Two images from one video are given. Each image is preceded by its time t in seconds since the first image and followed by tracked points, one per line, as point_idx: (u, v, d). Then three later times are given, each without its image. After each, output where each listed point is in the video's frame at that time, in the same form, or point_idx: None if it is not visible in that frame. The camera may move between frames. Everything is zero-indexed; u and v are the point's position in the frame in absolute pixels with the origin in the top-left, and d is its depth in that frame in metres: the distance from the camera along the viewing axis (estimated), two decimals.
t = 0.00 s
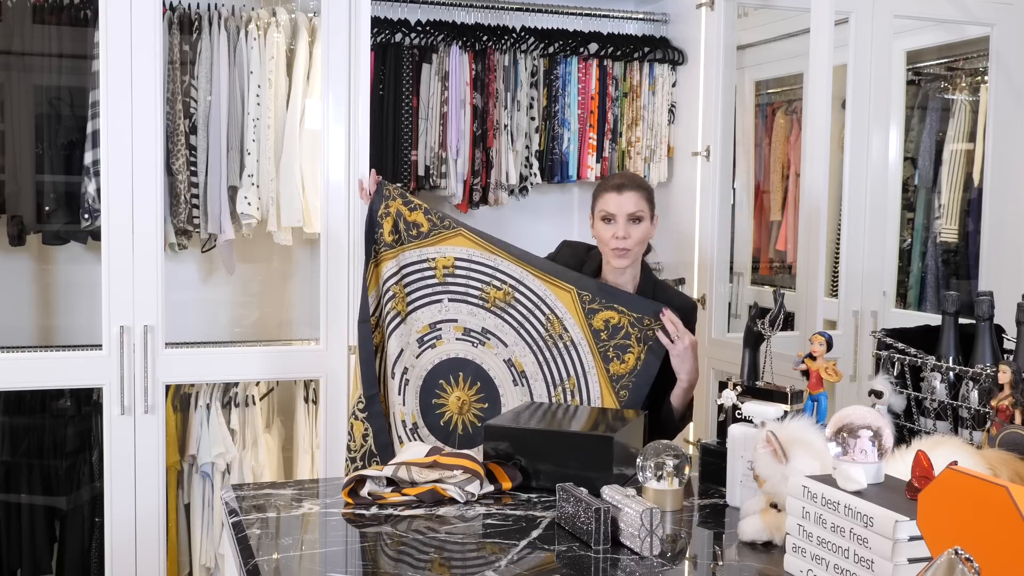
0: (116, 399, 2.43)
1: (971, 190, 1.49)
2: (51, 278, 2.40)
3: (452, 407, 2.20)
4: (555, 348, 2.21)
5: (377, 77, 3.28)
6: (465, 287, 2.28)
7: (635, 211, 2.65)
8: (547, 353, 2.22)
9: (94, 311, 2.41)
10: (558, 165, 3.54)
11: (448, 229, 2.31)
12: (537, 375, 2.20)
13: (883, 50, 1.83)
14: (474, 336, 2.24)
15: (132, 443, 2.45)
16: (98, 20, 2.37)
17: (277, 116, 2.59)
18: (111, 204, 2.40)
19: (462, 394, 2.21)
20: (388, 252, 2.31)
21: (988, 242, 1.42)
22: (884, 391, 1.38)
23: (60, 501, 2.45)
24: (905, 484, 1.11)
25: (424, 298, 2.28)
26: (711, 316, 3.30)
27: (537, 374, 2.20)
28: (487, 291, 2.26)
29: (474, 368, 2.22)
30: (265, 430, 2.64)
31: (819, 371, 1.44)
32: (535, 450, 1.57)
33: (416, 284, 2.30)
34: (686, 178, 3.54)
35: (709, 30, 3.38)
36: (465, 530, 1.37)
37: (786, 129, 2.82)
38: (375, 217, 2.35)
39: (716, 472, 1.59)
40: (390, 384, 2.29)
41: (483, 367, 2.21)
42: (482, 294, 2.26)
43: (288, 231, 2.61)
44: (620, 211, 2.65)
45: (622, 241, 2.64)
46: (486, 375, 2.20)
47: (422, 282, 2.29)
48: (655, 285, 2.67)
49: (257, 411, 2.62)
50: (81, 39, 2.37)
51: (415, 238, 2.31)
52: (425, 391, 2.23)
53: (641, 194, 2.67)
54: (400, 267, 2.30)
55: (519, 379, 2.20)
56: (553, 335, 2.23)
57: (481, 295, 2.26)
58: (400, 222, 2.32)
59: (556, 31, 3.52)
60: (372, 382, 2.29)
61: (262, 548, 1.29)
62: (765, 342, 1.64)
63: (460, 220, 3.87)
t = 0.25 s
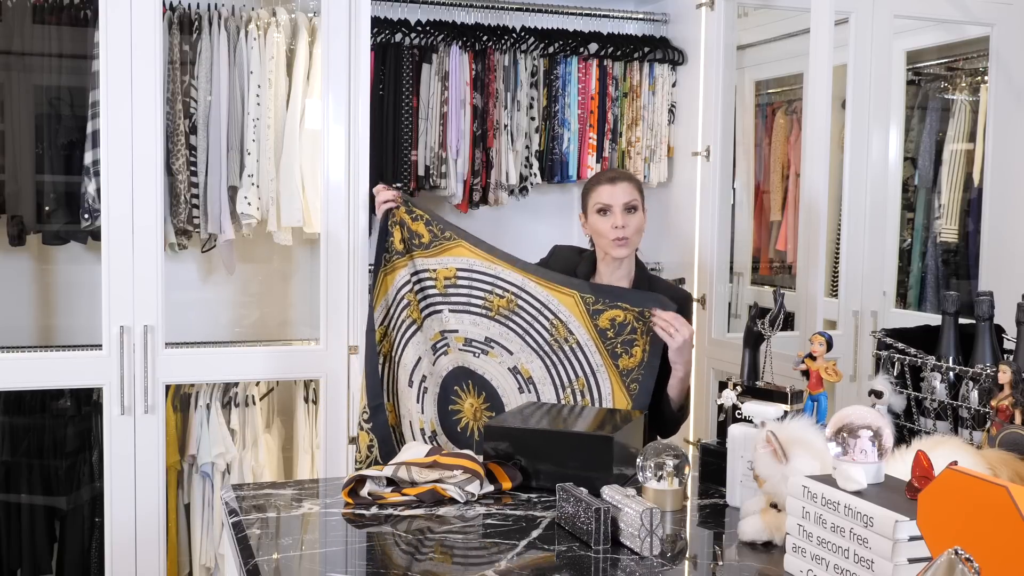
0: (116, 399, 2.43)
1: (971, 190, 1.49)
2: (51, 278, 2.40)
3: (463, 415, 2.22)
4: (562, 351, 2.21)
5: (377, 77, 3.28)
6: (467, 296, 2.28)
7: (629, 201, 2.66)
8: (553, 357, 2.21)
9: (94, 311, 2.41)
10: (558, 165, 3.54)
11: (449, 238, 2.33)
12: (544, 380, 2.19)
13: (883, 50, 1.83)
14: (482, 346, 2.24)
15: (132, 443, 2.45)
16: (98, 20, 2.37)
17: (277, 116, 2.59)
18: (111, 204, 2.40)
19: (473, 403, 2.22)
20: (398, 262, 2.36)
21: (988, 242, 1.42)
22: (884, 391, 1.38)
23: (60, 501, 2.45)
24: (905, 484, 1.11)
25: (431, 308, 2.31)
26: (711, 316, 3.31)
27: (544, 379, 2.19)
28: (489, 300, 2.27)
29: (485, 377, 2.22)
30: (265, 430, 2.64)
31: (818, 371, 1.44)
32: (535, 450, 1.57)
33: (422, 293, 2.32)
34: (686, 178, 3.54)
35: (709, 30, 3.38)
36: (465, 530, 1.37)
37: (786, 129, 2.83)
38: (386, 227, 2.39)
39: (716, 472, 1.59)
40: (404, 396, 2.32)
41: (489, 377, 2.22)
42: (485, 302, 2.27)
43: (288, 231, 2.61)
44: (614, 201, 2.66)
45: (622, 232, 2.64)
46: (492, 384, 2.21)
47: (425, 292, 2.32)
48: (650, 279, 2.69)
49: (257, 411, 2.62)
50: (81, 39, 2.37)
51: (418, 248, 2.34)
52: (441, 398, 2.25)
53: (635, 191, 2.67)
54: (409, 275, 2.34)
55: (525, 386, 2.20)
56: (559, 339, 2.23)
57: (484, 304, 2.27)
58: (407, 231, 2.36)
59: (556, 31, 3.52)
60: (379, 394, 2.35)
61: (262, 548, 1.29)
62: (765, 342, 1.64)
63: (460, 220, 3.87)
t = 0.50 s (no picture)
0: (116, 399, 2.43)
1: (971, 190, 1.49)
2: (50, 278, 2.40)
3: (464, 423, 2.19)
4: (552, 356, 2.26)
5: (377, 77, 3.28)
6: (472, 301, 2.32)
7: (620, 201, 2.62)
8: (545, 363, 2.26)
9: (94, 311, 2.41)
10: (558, 165, 3.54)
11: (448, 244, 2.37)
12: (540, 385, 2.23)
13: (883, 50, 1.83)
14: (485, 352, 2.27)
15: (132, 443, 2.45)
16: (98, 20, 2.37)
17: (277, 116, 2.59)
18: (111, 204, 2.40)
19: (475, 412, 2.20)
20: (397, 273, 2.38)
21: (988, 242, 1.42)
22: (884, 391, 1.38)
23: (60, 501, 2.44)
24: (905, 484, 1.11)
25: (435, 315, 2.32)
26: (711, 316, 3.31)
27: (540, 384, 2.24)
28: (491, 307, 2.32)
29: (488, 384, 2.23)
30: (265, 430, 2.64)
31: (818, 371, 1.44)
32: (535, 450, 1.57)
33: (424, 300, 2.34)
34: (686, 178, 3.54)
35: (709, 30, 3.38)
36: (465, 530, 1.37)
37: (786, 129, 2.82)
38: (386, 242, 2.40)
39: (716, 472, 1.59)
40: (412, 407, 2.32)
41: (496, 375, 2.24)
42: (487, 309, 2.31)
43: (288, 231, 2.61)
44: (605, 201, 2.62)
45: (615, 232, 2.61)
46: (500, 385, 2.22)
47: (429, 297, 2.34)
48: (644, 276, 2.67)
49: (257, 411, 2.62)
50: (81, 39, 2.37)
51: (417, 256, 2.36)
52: (440, 410, 2.22)
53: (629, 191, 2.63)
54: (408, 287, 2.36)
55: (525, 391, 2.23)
56: (548, 346, 2.27)
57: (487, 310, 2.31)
58: (402, 241, 2.38)
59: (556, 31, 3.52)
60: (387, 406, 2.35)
61: (262, 548, 1.29)
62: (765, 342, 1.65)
63: (460, 220, 3.88)
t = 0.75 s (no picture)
0: (116, 399, 2.43)
1: (971, 190, 1.48)
2: (50, 278, 2.40)
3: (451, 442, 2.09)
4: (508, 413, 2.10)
5: (377, 77, 3.28)
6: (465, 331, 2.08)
7: (597, 207, 2.37)
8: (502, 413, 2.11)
9: (94, 311, 2.41)
10: (558, 165, 3.54)
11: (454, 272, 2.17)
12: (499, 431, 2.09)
13: (883, 50, 1.83)
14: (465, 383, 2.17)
15: (132, 443, 2.45)
16: (98, 20, 2.37)
17: (277, 116, 2.59)
18: (111, 204, 2.40)
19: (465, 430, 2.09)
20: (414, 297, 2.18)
21: (989, 242, 1.42)
22: (884, 391, 1.37)
23: (60, 501, 2.44)
24: (905, 484, 1.11)
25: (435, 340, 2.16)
26: (711, 316, 3.31)
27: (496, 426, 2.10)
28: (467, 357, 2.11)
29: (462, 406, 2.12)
30: (265, 430, 2.63)
31: (818, 371, 1.44)
32: (535, 450, 1.57)
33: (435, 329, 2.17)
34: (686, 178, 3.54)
35: (709, 30, 3.38)
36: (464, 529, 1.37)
37: (786, 129, 2.83)
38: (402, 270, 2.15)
39: (716, 472, 1.59)
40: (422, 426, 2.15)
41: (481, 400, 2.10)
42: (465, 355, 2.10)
43: (288, 231, 2.61)
44: (582, 209, 2.40)
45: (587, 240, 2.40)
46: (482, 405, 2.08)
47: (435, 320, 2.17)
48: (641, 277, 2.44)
49: (257, 411, 2.62)
50: (81, 39, 2.37)
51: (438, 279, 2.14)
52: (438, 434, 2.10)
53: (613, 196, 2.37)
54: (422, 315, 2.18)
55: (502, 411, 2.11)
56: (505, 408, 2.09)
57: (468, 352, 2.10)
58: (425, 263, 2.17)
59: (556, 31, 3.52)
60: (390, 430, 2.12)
61: (262, 548, 1.29)
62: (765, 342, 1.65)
63: (460, 219, 3.88)
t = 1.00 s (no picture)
0: (116, 399, 2.43)
1: (971, 190, 1.48)
2: (50, 278, 2.40)
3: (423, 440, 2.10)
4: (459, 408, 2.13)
5: (377, 77, 3.28)
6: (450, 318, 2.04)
7: (596, 214, 2.35)
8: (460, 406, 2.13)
9: (94, 311, 2.41)
10: (558, 165, 3.54)
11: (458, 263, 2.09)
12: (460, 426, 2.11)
13: (883, 50, 1.83)
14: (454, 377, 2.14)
15: (132, 443, 2.45)
16: (98, 20, 2.37)
17: (277, 116, 2.60)
18: (111, 205, 2.40)
19: (451, 427, 2.08)
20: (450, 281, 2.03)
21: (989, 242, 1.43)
22: (884, 391, 1.37)
23: (60, 501, 2.44)
24: (905, 484, 1.11)
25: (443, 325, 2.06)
26: (711, 316, 3.31)
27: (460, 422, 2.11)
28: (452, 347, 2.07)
29: (448, 403, 2.08)
30: (265, 430, 2.63)
31: (819, 371, 1.44)
32: (535, 450, 1.58)
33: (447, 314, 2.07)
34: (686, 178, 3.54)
35: (709, 30, 3.38)
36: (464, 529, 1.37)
37: (786, 129, 2.83)
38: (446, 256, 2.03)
39: (716, 472, 1.59)
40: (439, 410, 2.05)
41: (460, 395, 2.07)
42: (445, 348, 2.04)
43: (288, 231, 2.61)
44: (583, 214, 2.38)
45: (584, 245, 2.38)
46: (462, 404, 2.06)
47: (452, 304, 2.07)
48: (638, 278, 2.41)
49: (257, 411, 2.62)
50: (81, 39, 2.37)
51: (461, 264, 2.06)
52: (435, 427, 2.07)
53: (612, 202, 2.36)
54: (450, 305, 2.03)
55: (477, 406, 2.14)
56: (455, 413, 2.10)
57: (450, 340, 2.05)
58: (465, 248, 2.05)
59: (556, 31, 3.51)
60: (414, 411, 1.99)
61: (262, 548, 1.29)
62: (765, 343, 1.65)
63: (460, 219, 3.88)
